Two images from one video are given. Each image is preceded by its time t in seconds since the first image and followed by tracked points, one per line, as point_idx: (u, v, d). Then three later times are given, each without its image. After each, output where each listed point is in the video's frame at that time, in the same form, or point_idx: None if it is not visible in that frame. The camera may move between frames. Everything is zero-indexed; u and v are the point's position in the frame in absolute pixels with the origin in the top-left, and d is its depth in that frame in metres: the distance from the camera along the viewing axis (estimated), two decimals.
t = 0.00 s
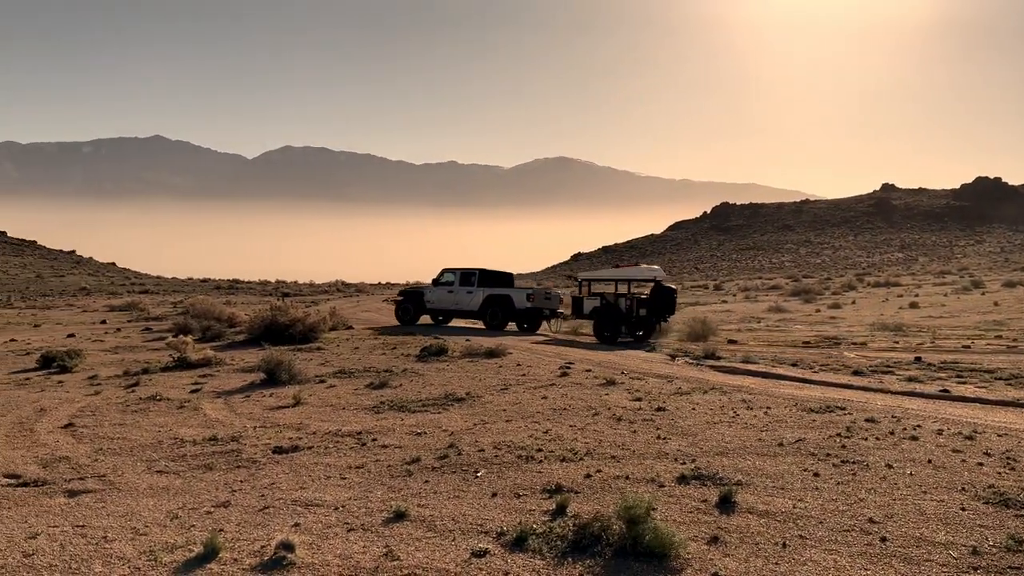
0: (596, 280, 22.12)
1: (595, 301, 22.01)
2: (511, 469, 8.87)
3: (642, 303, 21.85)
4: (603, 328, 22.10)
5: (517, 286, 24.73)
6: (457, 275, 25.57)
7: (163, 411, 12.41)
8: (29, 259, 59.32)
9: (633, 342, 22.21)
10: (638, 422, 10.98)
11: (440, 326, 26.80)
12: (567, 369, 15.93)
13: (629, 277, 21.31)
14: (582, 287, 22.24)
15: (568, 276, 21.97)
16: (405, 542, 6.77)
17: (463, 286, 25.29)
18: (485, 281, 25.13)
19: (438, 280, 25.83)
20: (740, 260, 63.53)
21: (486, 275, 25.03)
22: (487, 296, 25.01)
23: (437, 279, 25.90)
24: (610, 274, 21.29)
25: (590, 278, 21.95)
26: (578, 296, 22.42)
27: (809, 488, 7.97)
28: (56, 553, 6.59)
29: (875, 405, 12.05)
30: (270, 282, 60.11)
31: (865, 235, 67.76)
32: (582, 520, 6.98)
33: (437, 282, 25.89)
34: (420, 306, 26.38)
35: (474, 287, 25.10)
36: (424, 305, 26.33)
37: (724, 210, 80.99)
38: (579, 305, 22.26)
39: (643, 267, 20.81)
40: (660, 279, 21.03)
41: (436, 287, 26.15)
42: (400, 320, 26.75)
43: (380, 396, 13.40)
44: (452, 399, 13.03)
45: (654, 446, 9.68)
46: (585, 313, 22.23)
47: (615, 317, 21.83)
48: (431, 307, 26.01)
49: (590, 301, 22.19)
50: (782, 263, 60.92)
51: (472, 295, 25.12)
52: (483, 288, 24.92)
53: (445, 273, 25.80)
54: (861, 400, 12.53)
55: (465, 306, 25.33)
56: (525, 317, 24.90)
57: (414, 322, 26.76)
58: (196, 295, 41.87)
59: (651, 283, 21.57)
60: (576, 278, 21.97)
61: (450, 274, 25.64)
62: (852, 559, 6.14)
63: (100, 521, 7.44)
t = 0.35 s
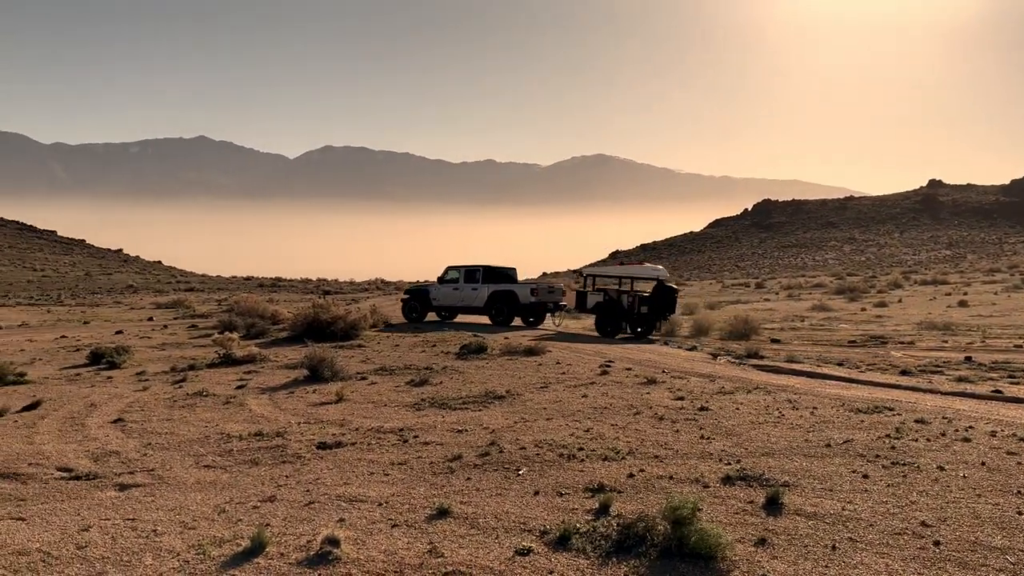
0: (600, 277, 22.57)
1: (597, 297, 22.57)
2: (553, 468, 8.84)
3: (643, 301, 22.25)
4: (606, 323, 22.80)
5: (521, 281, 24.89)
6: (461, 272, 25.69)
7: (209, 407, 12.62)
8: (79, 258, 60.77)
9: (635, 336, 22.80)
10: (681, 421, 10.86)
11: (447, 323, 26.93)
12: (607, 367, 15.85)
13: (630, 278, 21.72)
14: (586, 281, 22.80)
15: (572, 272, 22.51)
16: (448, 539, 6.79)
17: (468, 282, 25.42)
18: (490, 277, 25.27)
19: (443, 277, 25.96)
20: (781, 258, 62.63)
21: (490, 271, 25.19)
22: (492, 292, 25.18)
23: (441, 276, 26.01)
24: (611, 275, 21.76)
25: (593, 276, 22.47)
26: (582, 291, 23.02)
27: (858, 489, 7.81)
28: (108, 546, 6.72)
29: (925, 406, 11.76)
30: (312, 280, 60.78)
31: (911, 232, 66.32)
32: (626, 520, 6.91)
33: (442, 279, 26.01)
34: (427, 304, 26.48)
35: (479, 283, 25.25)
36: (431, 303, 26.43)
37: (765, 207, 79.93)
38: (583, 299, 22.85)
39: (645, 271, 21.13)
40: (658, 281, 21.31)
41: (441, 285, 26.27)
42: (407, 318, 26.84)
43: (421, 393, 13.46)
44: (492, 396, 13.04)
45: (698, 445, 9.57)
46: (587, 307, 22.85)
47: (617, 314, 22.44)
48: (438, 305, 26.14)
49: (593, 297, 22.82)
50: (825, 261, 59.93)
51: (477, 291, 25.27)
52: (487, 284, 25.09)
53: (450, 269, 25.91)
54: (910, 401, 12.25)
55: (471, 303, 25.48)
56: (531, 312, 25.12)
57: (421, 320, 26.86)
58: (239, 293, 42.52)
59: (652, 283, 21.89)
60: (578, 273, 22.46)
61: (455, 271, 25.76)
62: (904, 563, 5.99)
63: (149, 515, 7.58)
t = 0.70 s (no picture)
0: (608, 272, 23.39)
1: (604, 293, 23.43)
2: (593, 467, 8.77)
3: (649, 295, 22.86)
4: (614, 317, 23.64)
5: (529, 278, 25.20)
6: (467, 270, 25.88)
7: (251, 402, 12.79)
8: (124, 256, 62.01)
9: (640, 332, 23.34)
10: (722, 422, 10.72)
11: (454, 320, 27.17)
12: (645, 366, 15.74)
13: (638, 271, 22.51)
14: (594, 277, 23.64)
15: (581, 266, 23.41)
16: (488, 537, 6.77)
17: (476, 280, 25.63)
18: (498, 275, 25.51)
19: (451, 275, 26.10)
20: (821, 255, 61.64)
21: (497, 269, 25.43)
22: (500, 290, 25.48)
23: (448, 274, 26.17)
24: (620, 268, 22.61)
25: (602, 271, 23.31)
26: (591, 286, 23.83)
27: (906, 493, 7.63)
28: (154, 540, 6.83)
29: (974, 407, 11.46)
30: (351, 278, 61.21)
31: (957, 230, 64.80)
32: (668, 521, 6.83)
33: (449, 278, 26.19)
34: (434, 303, 26.64)
35: (486, 281, 25.48)
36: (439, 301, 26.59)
37: (805, 204, 78.76)
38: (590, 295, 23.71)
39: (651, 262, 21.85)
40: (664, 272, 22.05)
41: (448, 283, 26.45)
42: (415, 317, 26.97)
43: (458, 391, 13.49)
44: (530, 394, 13.01)
45: (740, 446, 9.43)
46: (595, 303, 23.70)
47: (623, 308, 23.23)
48: (447, 303, 26.32)
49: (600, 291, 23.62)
50: (867, 259, 58.82)
51: (484, 288, 25.53)
52: (495, 282, 25.34)
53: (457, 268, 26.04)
54: (958, 402, 11.95)
55: (479, 300, 25.72)
56: (539, 308, 25.47)
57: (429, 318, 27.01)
58: (279, 291, 43.04)
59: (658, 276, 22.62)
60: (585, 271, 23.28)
61: (461, 269, 25.93)
62: (956, 569, 5.82)
63: (194, 509, 7.69)
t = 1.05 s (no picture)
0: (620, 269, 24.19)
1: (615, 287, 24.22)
2: (638, 468, 8.68)
3: (659, 291, 23.74)
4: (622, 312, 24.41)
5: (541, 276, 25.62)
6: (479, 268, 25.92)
7: (298, 399, 12.93)
8: (173, 254, 63.39)
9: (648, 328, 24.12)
10: (770, 423, 10.52)
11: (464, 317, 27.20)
12: (691, 366, 15.54)
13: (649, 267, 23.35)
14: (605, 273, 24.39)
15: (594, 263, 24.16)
16: (535, 537, 6.74)
17: (487, 278, 25.69)
18: (509, 273, 25.70)
19: (462, 274, 26.00)
20: (870, 254, 60.32)
21: (508, 267, 25.61)
22: (513, 288, 25.72)
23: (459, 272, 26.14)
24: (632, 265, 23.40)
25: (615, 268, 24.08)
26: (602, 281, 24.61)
27: (964, 498, 7.40)
28: (205, 534, 6.93)
29: None
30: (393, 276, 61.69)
31: (1013, 228, 62.85)
32: (718, 524, 6.72)
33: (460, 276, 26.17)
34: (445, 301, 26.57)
35: (498, 279, 25.65)
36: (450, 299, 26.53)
37: (853, 202, 77.20)
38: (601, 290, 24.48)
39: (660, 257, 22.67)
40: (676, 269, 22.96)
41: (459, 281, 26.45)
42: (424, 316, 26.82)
43: (502, 389, 13.47)
44: (573, 394, 12.94)
45: (789, 449, 9.24)
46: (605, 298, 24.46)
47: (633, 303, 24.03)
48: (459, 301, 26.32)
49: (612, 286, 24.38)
50: (917, 258, 57.38)
51: (496, 286, 25.68)
52: (507, 280, 25.56)
53: (467, 266, 25.95)
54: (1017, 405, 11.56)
55: (491, 298, 25.83)
56: (549, 305, 25.93)
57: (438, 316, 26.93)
58: (323, 288, 43.57)
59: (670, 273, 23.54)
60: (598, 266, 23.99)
61: (472, 268, 25.93)
62: None
63: (244, 504, 7.79)
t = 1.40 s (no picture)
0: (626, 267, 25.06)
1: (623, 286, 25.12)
2: (677, 469, 8.60)
3: (666, 288, 24.81)
4: (630, 308, 25.40)
5: (550, 274, 26.34)
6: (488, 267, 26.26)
7: (337, 395, 13.06)
8: (216, 252, 64.46)
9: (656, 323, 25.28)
10: (813, 425, 10.34)
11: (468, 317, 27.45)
12: (730, 366, 15.36)
13: (654, 265, 24.25)
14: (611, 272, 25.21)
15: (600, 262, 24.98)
16: (572, 537, 6.70)
17: (496, 277, 26.08)
18: (518, 272, 26.20)
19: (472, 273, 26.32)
20: (914, 253, 59.03)
21: (517, 266, 26.13)
22: (523, 286, 26.27)
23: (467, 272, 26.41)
24: (637, 264, 24.20)
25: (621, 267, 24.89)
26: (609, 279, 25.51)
27: (1014, 504, 7.17)
28: (246, 529, 7.02)
29: None
30: (431, 275, 61.96)
31: None
32: (759, 527, 6.62)
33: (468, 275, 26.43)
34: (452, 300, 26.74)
35: (507, 278, 26.14)
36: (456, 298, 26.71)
37: (897, 200, 75.67)
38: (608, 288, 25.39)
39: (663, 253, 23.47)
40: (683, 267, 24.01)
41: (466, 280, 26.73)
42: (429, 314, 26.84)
43: (538, 388, 13.44)
44: (610, 393, 12.86)
45: (832, 451, 9.07)
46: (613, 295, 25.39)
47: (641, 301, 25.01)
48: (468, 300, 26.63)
49: (619, 284, 25.29)
50: (964, 257, 55.99)
51: (506, 285, 26.15)
52: (516, 279, 26.08)
53: (477, 265, 26.31)
54: None
55: (500, 296, 26.23)
56: (557, 302, 26.71)
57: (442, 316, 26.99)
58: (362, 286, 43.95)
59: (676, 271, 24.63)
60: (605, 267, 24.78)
61: (481, 267, 26.25)
62: None
63: (284, 500, 7.87)
